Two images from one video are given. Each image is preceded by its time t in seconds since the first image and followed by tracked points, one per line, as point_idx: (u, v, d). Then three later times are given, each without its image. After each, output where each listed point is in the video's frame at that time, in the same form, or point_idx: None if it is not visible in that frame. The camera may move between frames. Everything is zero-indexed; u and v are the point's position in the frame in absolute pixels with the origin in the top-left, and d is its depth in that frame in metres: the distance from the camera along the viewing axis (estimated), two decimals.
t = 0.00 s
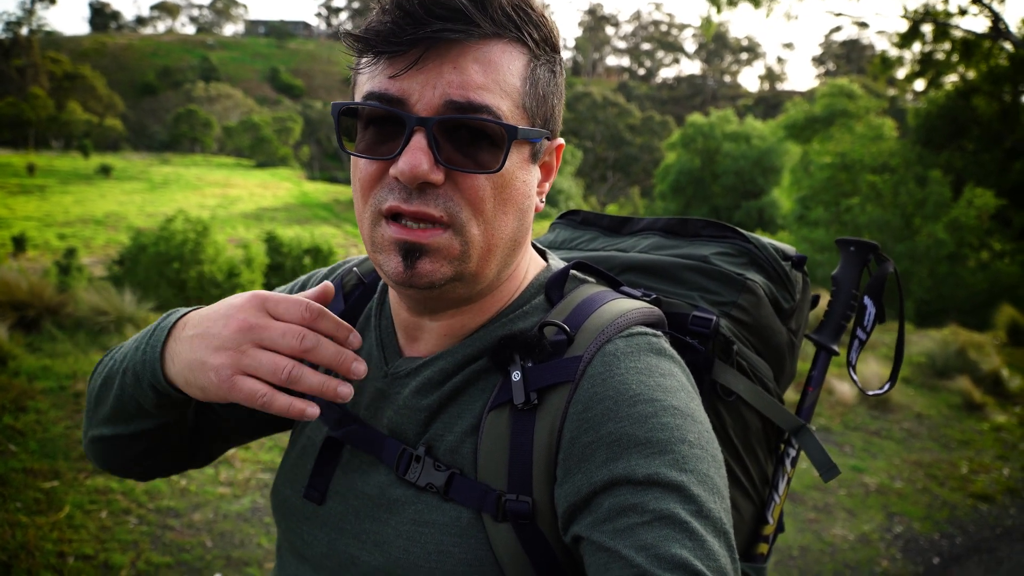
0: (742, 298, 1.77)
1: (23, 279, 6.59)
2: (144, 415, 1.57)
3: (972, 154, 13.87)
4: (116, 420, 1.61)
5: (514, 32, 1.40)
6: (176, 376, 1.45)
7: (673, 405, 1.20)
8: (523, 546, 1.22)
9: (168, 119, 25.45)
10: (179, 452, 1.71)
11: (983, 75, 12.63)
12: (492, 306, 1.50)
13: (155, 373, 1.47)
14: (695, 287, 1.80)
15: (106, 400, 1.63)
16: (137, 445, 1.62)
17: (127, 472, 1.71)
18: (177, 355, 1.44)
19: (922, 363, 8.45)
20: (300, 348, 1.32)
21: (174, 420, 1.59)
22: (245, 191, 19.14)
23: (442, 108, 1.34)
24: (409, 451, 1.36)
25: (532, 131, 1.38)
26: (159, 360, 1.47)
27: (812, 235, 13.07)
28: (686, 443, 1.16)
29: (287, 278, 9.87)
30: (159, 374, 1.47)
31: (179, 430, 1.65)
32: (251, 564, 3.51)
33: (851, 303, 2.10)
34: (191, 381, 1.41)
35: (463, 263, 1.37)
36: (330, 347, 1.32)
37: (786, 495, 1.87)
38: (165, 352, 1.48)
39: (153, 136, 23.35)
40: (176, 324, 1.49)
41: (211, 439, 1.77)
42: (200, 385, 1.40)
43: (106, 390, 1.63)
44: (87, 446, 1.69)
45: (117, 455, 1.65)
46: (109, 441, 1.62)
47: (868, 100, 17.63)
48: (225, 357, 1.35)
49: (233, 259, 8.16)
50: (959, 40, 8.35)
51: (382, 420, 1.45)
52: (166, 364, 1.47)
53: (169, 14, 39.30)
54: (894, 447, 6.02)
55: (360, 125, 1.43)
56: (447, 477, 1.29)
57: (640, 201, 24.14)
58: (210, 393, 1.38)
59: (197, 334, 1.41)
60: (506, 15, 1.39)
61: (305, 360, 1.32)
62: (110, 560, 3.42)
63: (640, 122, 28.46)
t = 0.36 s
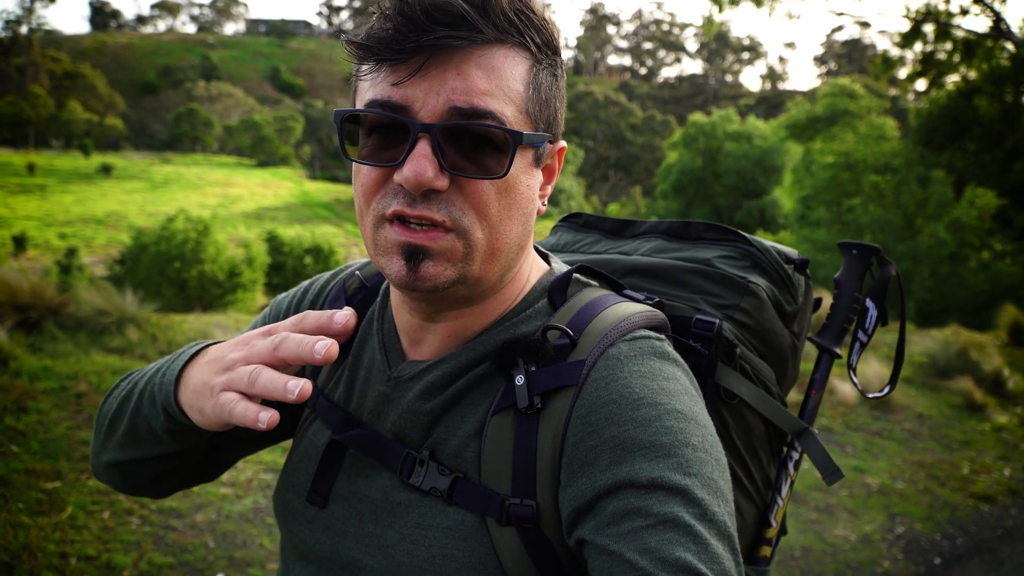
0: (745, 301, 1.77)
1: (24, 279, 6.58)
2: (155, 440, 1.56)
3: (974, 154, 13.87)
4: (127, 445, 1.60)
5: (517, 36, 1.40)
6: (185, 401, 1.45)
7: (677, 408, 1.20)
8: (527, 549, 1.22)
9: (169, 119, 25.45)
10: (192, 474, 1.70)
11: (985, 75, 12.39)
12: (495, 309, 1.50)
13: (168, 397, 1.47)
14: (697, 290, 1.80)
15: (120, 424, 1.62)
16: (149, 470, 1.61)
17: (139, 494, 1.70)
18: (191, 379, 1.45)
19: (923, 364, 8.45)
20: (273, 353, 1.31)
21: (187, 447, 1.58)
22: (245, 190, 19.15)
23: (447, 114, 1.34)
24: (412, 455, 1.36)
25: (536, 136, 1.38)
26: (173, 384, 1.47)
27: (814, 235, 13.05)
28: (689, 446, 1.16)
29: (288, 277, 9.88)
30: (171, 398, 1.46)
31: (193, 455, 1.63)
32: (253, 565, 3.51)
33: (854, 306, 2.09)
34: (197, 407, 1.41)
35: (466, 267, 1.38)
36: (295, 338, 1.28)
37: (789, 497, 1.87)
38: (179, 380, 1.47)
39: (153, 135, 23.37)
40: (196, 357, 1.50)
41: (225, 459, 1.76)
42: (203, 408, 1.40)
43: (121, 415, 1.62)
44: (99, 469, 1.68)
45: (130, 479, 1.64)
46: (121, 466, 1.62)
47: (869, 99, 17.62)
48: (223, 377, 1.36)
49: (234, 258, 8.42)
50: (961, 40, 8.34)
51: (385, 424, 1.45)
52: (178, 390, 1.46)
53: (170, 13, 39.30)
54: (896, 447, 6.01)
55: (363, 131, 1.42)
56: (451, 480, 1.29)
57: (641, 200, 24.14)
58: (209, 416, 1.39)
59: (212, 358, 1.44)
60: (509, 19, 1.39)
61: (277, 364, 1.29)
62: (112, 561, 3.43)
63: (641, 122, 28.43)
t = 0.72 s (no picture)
0: (749, 300, 1.77)
1: (25, 277, 6.59)
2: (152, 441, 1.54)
3: (974, 153, 13.86)
4: (125, 446, 1.58)
5: (525, 36, 1.39)
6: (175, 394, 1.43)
7: (681, 407, 1.20)
8: (532, 549, 1.21)
9: (169, 117, 25.50)
10: (192, 475, 1.68)
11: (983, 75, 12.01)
12: (500, 310, 1.49)
13: (162, 395, 1.45)
14: (702, 289, 1.80)
15: (119, 425, 1.61)
16: (146, 470, 1.59)
17: (139, 498, 1.68)
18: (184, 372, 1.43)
19: (923, 363, 8.45)
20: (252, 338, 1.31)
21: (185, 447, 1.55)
22: (245, 188, 19.16)
23: (455, 114, 1.33)
24: (417, 455, 1.36)
25: (544, 135, 1.38)
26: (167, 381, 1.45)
27: (814, 234, 13.04)
28: (695, 446, 1.15)
29: (288, 275, 9.89)
30: (165, 397, 1.44)
31: (191, 457, 1.60)
32: (254, 563, 3.51)
33: (857, 306, 2.08)
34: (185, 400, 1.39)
35: (475, 267, 1.37)
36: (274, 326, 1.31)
37: (793, 497, 1.86)
38: (173, 378, 1.46)
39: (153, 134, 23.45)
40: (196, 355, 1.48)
41: (226, 458, 1.74)
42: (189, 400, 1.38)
43: (120, 415, 1.61)
44: (99, 473, 1.66)
45: (128, 481, 1.61)
46: (118, 468, 1.60)
47: (870, 98, 17.59)
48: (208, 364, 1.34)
49: (235, 256, 8.40)
50: (961, 39, 8.32)
51: (389, 423, 1.45)
52: (172, 385, 1.45)
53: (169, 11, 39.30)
54: (896, 446, 6.01)
55: (371, 131, 1.41)
56: (456, 480, 1.29)
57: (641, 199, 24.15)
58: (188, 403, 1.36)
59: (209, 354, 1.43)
60: (517, 19, 1.38)
61: (252, 347, 1.30)
62: (113, 559, 3.42)
63: (641, 120, 28.44)
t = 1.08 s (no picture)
0: (749, 300, 1.77)
1: (23, 275, 6.58)
2: (146, 438, 1.53)
3: (972, 152, 13.90)
4: (121, 442, 1.58)
5: (522, 36, 1.38)
6: (167, 392, 1.41)
7: (681, 408, 1.20)
8: (532, 550, 1.21)
9: (167, 115, 25.46)
10: (189, 471, 1.67)
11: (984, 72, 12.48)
12: (499, 311, 1.49)
13: (152, 392, 1.43)
14: (701, 289, 1.80)
15: (112, 422, 1.60)
16: (142, 468, 1.58)
17: (137, 496, 1.67)
18: (171, 370, 1.40)
19: (921, 361, 8.46)
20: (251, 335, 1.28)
21: (179, 441, 1.54)
22: (243, 186, 19.14)
23: (452, 116, 1.33)
24: (416, 456, 1.36)
25: (542, 137, 1.37)
26: (156, 378, 1.43)
27: (812, 232, 13.05)
28: (695, 446, 1.15)
29: (287, 273, 9.88)
30: (155, 393, 1.43)
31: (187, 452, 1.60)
32: (253, 561, 3.50)
33: (857, 305, 2.08)
34: (179, 399, 1.37)
35: (472, 271, 1.37)
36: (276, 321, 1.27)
37: (792, 497, 1.87)
38: (160, 374, 1.43)
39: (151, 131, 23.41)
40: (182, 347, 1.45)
41: (224, 453, 1.73)
42: (186, 401, 1.34)
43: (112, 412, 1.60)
44: (96, 472, 1.65)
45: (125, 478, 1.60)
46: (114, 465, 1.59)
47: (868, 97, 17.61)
48: (206, 369, 1.30)
49: (233, 254, 8.41)
50: (959, 38, 8.33)
51: (390, 423, 1.45)
52: (161, 383, 1.43)
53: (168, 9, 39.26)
54: (894, 445, 6.02)
55: (368, 134, 1.41)
56: (456, 480, 1.29)
57: (640, 197, 24.16)
58: (193, 410, 1.33)
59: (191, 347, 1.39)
60: (513, 19, 1.37)
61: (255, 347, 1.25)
62: (112, 558, 3.42)
63: (639, 119, 28.46)
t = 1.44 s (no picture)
0: (747, 294, 1.76)
1: (20, 274, 6.57)
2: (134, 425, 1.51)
3: (968, 150, 13.92)
4: (108, 431, 1.56)
5: (517, 30, 1.37)
6: (156, 401, 1.37)
7: (681, 403, 1.19)
8: (532, 545, 1.21)
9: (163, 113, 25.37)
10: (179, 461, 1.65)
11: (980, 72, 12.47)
12: (498, 305, 1.49)
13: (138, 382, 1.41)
14: (699, 283, 1.79)
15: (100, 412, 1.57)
16: (131, 455, 1.57)
17: (128, 484, 1.66)
18: (164, 377, 1.37)
19: (918, 359, 8.46)
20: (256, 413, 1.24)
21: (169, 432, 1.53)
22: (240, 185, 19.09)
23: (444, 108, 1.32)
24: (416, 451, 1.35)
25: (535, 131, 1.36)
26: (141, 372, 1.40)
27: (810, 231, 13.06)
28: (695, 441, 1.14)
29: (284, 272, 9.86)
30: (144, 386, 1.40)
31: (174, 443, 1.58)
32: (250, 560, 3.49)
33: (854, 299, 2.08)
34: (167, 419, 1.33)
35: (464, 263, 1.36)
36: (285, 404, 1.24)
37: (791, 489, 1.87)
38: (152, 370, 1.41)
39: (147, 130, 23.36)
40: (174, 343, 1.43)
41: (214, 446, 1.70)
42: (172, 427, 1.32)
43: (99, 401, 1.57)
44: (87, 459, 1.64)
45: (114, 466, 1.59)
46: (104, 454, 1.57)
47: (864, 95, 17.63)
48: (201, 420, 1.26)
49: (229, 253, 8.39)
50: (955, 37, 8.34)
51: (388, 418, 1.44)
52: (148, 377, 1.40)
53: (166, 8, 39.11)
54: (891, 442, 6.03)
55: (364, 126, 1.41)
56: (457, 476, 1.28)
57: (637, 196, 24.16)
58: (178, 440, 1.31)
59: (190, 376, 1.33)
60: (509, 12, 1.36)
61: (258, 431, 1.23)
62: (108, 556, 3.40)
63: (636, 118, 28.45)
